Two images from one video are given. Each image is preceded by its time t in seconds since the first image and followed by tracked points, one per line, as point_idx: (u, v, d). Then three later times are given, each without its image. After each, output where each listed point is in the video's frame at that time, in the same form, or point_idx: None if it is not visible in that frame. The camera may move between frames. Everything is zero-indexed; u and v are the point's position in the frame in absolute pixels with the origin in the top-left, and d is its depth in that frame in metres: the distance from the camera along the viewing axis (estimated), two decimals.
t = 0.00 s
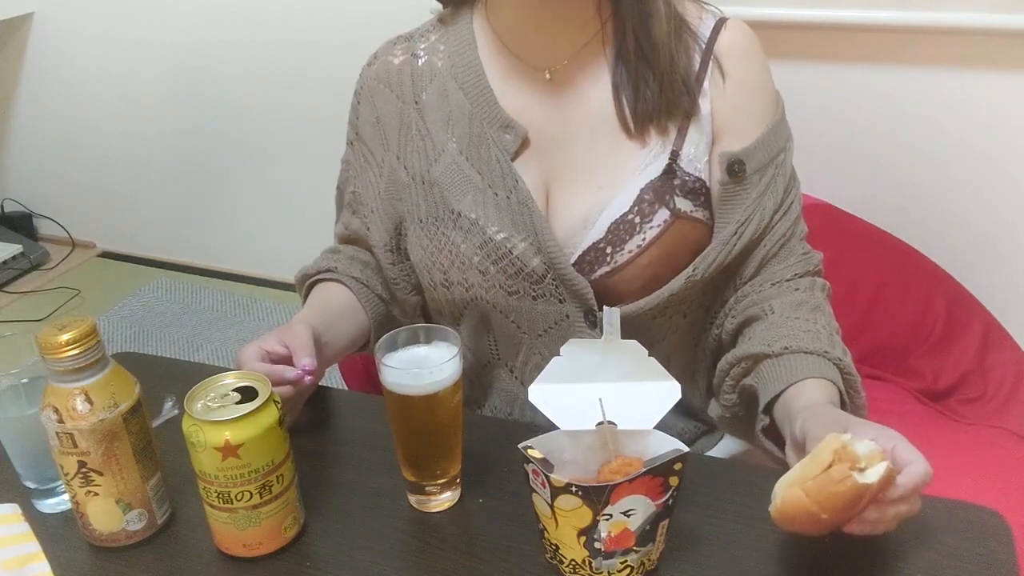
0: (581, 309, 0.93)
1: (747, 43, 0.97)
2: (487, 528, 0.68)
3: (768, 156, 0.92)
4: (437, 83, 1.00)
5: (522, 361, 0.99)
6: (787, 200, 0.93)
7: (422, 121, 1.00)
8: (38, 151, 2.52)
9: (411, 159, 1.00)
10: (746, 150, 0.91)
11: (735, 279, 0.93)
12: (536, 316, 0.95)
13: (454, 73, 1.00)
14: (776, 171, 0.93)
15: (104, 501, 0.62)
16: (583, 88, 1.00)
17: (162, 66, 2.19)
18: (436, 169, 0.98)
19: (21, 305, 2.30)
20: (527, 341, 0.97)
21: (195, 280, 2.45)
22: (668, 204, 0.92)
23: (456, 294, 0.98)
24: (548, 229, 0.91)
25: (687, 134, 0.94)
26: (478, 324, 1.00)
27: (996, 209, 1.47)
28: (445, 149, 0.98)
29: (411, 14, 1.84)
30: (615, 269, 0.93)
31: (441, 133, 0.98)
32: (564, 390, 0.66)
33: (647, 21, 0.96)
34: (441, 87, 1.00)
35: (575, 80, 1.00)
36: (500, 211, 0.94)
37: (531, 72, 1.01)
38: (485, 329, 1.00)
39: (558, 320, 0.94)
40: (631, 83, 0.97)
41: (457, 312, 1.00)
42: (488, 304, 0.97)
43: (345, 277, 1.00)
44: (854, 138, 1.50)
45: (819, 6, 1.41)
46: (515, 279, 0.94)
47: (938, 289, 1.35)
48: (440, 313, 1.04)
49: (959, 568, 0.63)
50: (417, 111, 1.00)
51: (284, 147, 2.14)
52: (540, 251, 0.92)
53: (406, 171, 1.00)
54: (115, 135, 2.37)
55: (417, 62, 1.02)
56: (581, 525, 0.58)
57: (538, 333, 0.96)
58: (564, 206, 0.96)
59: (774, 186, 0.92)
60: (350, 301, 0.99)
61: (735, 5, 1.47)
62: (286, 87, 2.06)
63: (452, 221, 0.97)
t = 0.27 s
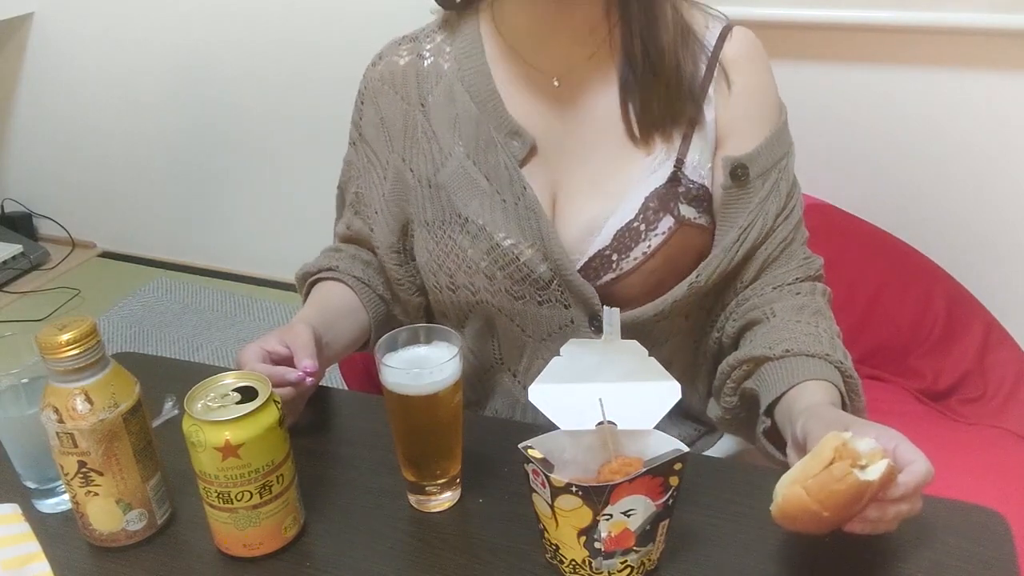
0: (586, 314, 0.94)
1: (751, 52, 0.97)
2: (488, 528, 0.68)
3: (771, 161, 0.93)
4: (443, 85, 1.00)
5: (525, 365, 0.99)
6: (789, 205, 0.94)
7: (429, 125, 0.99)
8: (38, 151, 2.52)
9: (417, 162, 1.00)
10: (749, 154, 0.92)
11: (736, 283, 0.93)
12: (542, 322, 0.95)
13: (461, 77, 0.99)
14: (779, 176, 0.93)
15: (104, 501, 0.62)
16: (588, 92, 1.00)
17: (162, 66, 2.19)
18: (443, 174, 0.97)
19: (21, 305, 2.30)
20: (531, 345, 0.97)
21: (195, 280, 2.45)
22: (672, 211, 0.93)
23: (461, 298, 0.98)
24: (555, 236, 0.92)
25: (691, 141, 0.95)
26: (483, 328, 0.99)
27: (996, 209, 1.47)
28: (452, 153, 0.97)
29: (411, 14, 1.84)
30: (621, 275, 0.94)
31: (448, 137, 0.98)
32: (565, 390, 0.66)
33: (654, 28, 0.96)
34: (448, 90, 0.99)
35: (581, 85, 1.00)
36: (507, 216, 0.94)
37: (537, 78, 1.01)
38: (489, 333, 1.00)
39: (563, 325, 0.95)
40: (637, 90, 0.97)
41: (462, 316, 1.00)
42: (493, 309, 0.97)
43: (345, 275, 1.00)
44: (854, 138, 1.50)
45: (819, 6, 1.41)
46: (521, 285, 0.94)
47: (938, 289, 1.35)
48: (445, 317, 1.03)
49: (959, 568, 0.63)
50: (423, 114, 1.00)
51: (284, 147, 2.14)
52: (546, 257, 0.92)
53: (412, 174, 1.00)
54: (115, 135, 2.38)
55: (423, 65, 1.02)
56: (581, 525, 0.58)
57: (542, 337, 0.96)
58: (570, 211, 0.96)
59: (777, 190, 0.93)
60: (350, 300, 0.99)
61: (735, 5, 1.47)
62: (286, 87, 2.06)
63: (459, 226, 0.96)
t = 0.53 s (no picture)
0: (591, 312, 0.94)
1: (753, 53, 0.97)
2: (487, 528, 0.68)
3: (772, 158, 0.93)
4: (449, 86, 1.00)
5: (529, 363, 0.99)
6: (789, 202, 0.94)
7: (434, 125, 1.00)
8: (38, 150, 2.52)
9: (422, 162, 1.00)
10: (748, 149, 0.92)
11: (737, 280, 0.93)
12: (546, 320, 0.95)
13: (466, 77, 1.00)
14: (779, 173, 0.93)
15: (104, 501, 0.62)
16: (592, 92, 1.00)
17: (162, 66, 2.19)
18: (449, 174, 0.98)
19: (21, 305, 2.30)
20: (536, 344, 0.97)
21: (195, 280, 2.45)
22: (675, 210, 0.93)
23: (466, 298, 0.98)
24: (561, 235, 0.92)
25: (693, 141, 0.95)
26: (488, 327, 0.99)
27: (996, 209, 1.47)
28: (457, 154, 0.98)
29: (411, 14, 1.84)
30: (624, 274, 0.94)
31: (454, 138, 0.98)
32: (565, 390, 0.66)
33: (655, 29, 0.96)
34: (453, 91, 1.00)
35: (585, 86, 1.00)
36: (513, 216, 0.94)
37: (539, 76, 1.01)
38: (494, 332, 1.00)
39: (567, 324, 0.95)
40: (638, 89, 0.97)
41: (466, 316, 1.00)
42: (498, 308, 0.97)
43: (348, 277, 1.00)
44: (854, 138, 1.50)
45: (819, 6, 1.41)
46: (526, 284, 0.94)
47: (938, 288, 1.35)
48: (450, 315, 1.04)
49: (959, 569, 0.63)
50: (428, 114, 1.00)
51: (284, 147, 2.14)
52: (552, 256, 0.93)
53: (418, 174, 1.00)
54: (115, 135, 2.38)
55: (428, 66, 1.02)
56: (581, 525, 0.58)
57: (547, 336, 0.96)
58: (575, 211, 0.96)
59: (777, 187, 0.93)
60: (352, 300, 0.99)
61: (735, 5, 1.47)
62: (286, 87, 2.06)
63: (464, 225, 0.96)
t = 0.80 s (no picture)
0: (588, 308, 0.94)
1: (749, 51, 0.97)
2: (487, 528, 0.68)
3: (767, 153, 0.93)
4: (447, 83, 1.00)
5: (527, 360, 0.99)
6: (785, 198, 0.94)
7: (433, 121, 1.00)
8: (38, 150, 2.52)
9: (420, 159, 1.00)
10: (744, 145, 0.92)
11: (733, 277, 0.93)
12: (543, 316, 0.95)
13: (464, 74, 1.00)
14: (774, 169, 0.93)
15: (104, 501, 0.62)
16: (590, 89, 1.00)
17: (162, 66, 2.19)
18: (447, 170, 0.98)
19: (21, 305, 2.30)
20: (533, 340, 0.97)
21: (195, 280, 2.45)
22: (672, 206, 0.93)
23: (464, 293, 0.98)
24: (557, 230, 0.92)
25: (690, 137, 0.95)
26: (486, 323, 0.99)
27: (996, 209, 1.47)
28: (455, 150, 0.98)
29: (411, 14, 1.84)
30: (621, 269, 0.94)
31: (452, 134, 0.98)
32: (564, 390, 0.66)
33: (651, 27, 0.97)
34: (452, 87, 1.00)
35: (584, 84, 1.00)
36: (510, 212, 0.94)
37: (537, 74, 1.01)
38: (492, 328, 1.00)
39: (565, 319, 0.95)
40: (634, 84, 0.97)
41: (464, 312, 1.00)
42: (496, 304, 0.97)
43: (347, 277, 1.00)
44: (854, 138, 1.50)
45: (819, 6, 1.41)
46: (523, 279, 0.94)
47: (938, 287, 1.35)
48: (449, 312, 1.04)
49: (959, 569, 0.63)
50: (427, 111, 1.00)
51: (284, 147, 2.14)
52: (549, 251, 0.93)
53: (417, 170, 1.00)
54: (115, 135, 2.38)
55: (427, 63, 1.02)
56: (581, 525, 0.58)
57: (544, 332, 0.96)
58: (573, 207, 0.96)
59: (772, 182, 0.93)
60: (353, 301, 0.99)
61: (735, 5, 1.47)
62: (286, 87, 2.06)
63: (462, 221, 0.97)
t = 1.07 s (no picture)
0: (584, 302, 0.94)
1: (748, 53, 0.97)
2: (487, 528, 0.68)
3: (765, 152, 0.93)
4: (448, 74, 1.00)
5: (522, 355, 0.99)
6: (782, 197, 0.93)
7: (433, 112, 1.00)
8: (38, 150, 2.52)
9: (420, 150, 1.00)
10: (742, 143, 0.92)
11: (729, 276, 0.93)
12: (540, 309, 0.95)
13: (466, 66, 1.00)
14: (772, 168, 0.93)
15: (104, 501, 0.62)
16: (590, 84, 1.00)
17: (162, 66, 2.19)
18: (446, 160, 0.98)
19: (21, 305, 2.30)
20: (529, 334, 0.97)
21: (195, 280, 2.45)
22: (670, 202, 0.93)
23: (461, 284, 0.98)
24: (555, 223, 0.92)
25: (689, 134, 0.95)
26: (482, 316, 0.99)
27: (996, 209, 1.47)
28: (455, 141, 0.98)
29: (411, 14, 1.83)
30: (618, 263, 0.93)
31: (452, 125, 0.98)
32: (564, 390, 0.66)
33: (653, 27, 0.96)
34: (453, 79, 1.00)
35: (583, 78, 1.00)
36: (509, 203, 0.94)
37: (538, 68, 1.01)
38: (488, 321, 1.00)
39: (561, 313, 0.95)
40: (635, 81, 0.97)
41: (460, 305, 1.00)
42: (493, 296, 0.97)
43: (343, 273, 1.00)
44: (854, 138, 1.50)
45: (819, 6, 1.41)
46: (521, 271, 0.94)
47: (937, 287, 1.35)
48: (444, 306, 1.04)
49: (959, 568, 0.63)
50: (427, 102, 1.00)
51: (284, 147, 2.14)
52: (547, 244, 0.93)
53: (416, 161, 1.00)
54: (115, 135, 2.38)
55: (428, 55, 1.02)
56: (581, 525, 0.58)
57: (539, 326, 0.96)
58: (570, 200, 0.96)
59: (770, 181, 0.93)
60: (350, 297, 0.99)
61: (735, 5, 1.47)
62: (286, 87, 2.06)
63: (460, 212, 0.97)
